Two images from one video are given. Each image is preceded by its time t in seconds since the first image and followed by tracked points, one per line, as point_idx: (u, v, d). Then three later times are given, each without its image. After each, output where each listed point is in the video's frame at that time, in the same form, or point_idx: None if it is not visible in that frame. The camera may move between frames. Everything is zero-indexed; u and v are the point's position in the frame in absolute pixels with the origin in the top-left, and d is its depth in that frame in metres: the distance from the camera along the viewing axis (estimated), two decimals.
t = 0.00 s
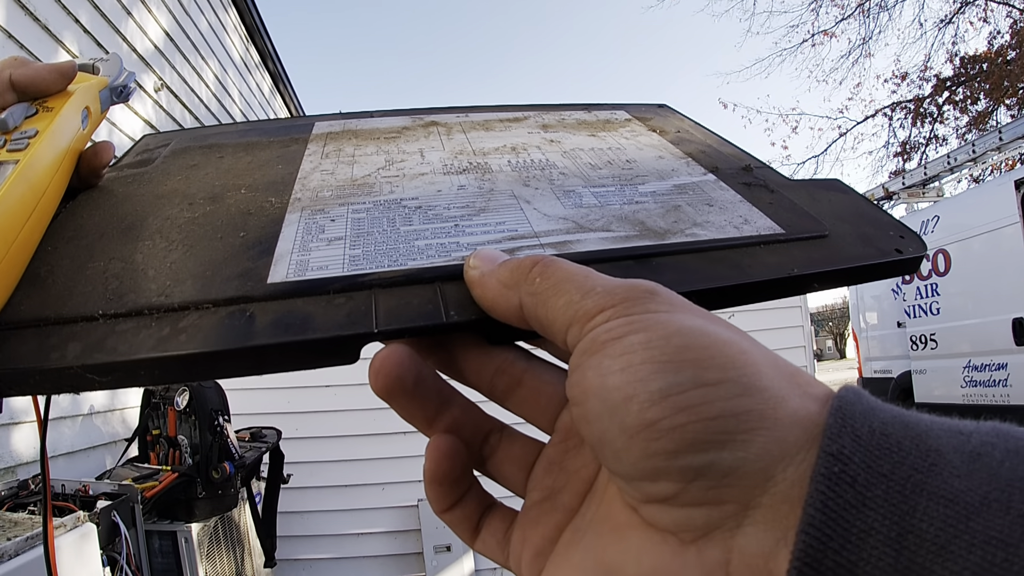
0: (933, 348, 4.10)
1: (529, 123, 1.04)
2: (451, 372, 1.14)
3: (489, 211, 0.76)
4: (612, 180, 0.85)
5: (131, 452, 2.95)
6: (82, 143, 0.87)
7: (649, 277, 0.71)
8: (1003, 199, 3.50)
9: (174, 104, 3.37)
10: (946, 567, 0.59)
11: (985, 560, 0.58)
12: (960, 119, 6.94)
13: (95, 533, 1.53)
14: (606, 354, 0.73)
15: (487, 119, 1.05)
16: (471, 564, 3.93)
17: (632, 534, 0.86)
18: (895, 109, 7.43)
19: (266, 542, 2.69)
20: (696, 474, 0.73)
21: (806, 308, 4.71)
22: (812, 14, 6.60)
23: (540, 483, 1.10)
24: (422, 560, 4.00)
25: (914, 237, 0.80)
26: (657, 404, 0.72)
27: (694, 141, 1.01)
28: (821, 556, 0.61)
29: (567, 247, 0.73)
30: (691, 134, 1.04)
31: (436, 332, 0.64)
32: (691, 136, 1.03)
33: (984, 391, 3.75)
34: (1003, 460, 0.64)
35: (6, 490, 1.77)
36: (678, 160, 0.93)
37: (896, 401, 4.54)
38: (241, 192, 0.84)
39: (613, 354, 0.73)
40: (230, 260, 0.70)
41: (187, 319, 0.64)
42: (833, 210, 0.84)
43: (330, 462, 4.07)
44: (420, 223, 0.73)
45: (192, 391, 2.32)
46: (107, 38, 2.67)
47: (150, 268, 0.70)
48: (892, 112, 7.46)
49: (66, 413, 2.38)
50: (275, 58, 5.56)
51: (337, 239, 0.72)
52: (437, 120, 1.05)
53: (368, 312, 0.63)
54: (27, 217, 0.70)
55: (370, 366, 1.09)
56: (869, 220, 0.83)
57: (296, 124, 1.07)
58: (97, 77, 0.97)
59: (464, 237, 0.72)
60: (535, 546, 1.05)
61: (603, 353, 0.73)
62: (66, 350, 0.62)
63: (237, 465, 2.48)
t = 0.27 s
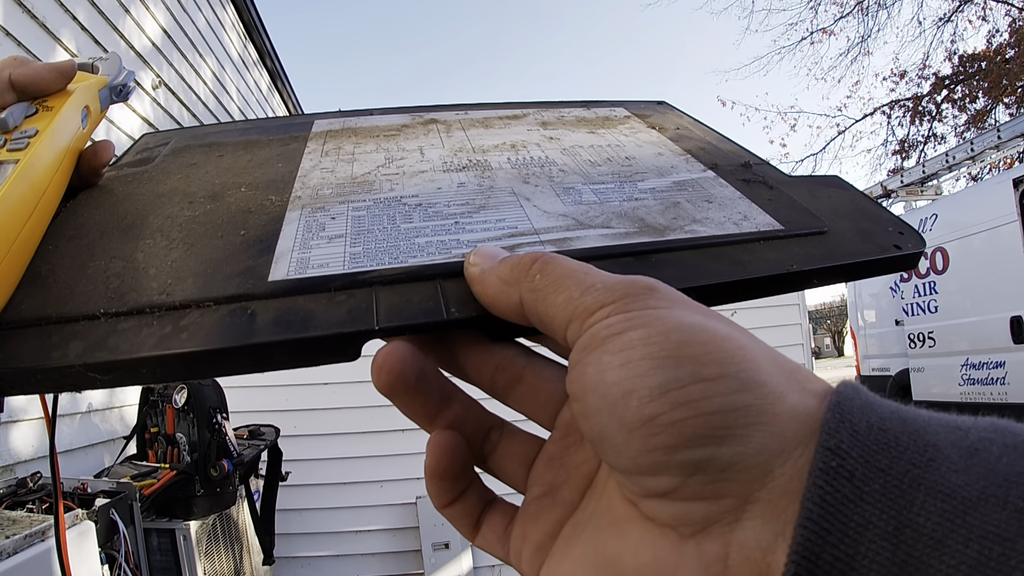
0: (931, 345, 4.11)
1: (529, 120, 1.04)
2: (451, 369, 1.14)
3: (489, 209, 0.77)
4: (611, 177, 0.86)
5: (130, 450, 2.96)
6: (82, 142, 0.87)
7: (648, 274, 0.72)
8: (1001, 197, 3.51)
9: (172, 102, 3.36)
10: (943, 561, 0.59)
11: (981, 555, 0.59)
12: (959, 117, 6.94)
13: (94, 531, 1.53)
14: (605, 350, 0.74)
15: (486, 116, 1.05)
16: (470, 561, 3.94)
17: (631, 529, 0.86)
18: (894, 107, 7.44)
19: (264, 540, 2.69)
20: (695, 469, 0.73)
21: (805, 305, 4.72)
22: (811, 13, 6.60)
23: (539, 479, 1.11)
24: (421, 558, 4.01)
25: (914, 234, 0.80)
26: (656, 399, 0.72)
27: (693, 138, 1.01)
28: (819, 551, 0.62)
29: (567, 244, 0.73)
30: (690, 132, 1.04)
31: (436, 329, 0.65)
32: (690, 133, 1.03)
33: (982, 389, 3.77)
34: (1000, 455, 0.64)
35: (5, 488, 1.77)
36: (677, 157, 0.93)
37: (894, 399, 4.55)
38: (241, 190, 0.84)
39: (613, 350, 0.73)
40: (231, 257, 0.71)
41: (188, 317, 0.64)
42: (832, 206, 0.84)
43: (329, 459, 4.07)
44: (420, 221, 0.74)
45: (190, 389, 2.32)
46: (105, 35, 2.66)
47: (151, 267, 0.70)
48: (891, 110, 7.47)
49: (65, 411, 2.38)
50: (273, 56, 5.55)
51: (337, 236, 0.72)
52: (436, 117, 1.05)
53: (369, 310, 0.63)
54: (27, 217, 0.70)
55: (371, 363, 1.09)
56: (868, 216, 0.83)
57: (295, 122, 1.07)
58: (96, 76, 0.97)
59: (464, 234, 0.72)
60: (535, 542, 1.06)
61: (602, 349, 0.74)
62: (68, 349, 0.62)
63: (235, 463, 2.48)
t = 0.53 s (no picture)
0: (929, 346, 4.12)
1: (527, 117, 1.04)
2: (449, 368, 1.14)
3: (487, 206, 0.77)
4: (610, 175, 0.85)
5: (129, 449, 2.95)
6: (80, 139, 0.87)
7: (646, 272, 0.71)
8: (999, 197, 3.51)
9: (171, 101, 3.36)
10: (941, 560, 0.59)
11: (979, 553, 0.59)
12: (958, 118, 6.95)
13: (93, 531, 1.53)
14: (603, 348, 0.73)
15: (485, 114, 1.05)
16: (469, 561, 3.94)
17: (628, 527, 0.86)
18: (893, 107, 7.45)
19: (263, 540, 2.68)
20: (693, 467, 0.73)
21: (804, 305, 4.73)
22: (811, 13, 6.60)
23: (536, 477, 1.11)
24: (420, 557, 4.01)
25: (912, 233, 0.80)
26: (653, 397, 0.72)
27: (691, 136, 1.01)
28: (816, 549, 0.62)
29: (565, 242, 0.73)
30: (689, 129, 1.04)
31: (434, 327, 0.65)
32: (688, 131, 1.03)
33: (980, 388, 3.77)
34: (998, 455, 0.64)
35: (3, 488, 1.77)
36: (676, 155, 0.93)
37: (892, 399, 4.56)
38: (239, 187, 0.84)
39: (610, 348, 0.73)
40: (229, 255, 0.71)
41: (185, 314, 0.64)
42: (831, 205, 0.84)
43: (328, 459, 4.07)
44: (418, 218, 0.74)
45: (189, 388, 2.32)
46: (104, 34, 2.66)
47: (148, 264, 0.70)
48: (890, 110, 7.47)
49: (64, 411, 2.37)
50: (272, 55, 5.55)
51: (335, 234, 0.72)
52: (435, 114, 1.05)
53: (367, 308, 0.63)
54: (26, 214, 0.70)
55: (369, 361, 1.09)
56: (867, 215, 0.83)
57: (294, 119, 1.07)
58: (94, 73, 0.96)
59: (462, 232, 0.72)
60: (532, 540, 1.06)
61: (600, 347, 0.74)
62: (66, 347, 0.62)
63: (234, 463, 2.48)
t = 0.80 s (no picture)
0: (929, 346, 4.12)
1: (526, 117, 1.04)
2: (446, 368, 1.14)
3: (484, 206, 0.76)
4: (608, 175, 0.85)
5: (129, 449, 2.95)
6: (77, 139, 0.87)
7: (644, 273, 0.71)
8: (1000, 198, 3.51)
9: (171, 100, 3.36)
10: (940, 562, 0.59)
11: (978, 555, 0.59)
12: (958, 118, 6.95)
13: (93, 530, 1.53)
14: (601, 349, 0.73)
15: (483, 113, 1.05)
16: (468, 561, 3.93)
17: (626, 528, 0.86)
18: (893, 108, 7.45)
19: (263, 539, 2.68)
20: (691, 468, 0.73)
21: (804, 306, 4.72)
22: (811, 13, 6.60)
23: (534, 478, 1.11)
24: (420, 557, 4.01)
25: (911, 233, 0.80)
26: (651, 398, 0.72)
27: (690, 135, 1.01)
28: (815, 551, 0.62)
29: (563, 243, 0.73)
30: (687, 129, 1.04)
31: (430, 328, 0.64)
32: (687, 130, 1.03)
33: (980, 389, 3.77)
34: (996, 456, 0.64)
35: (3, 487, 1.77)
36: (674, 154, 0.93)
37: (892, 399, 4.56)
38: (236, 187, 0.84)
39: (608, 349, 0.73)
40: (225, 255, 0.70)
41: (182, 316, 0.63)
42: (830, 205, 0.84)
43: (328, 458, 4.07)
44: (415, 219, 0.73)
45: (188, 387, 2.32)
46: (104, 34, 2.66)
47: (146, 265, 0.70)
48: (890, 110, 7.47)
49: (63, 410, 2.37)
50: (272, 55, 5.55)
51: (332, 234, 0.71)
52: (433, 113, 1.05)
53: (364, 309, 0.63)
54: (23, 215, 0.70)
55: (367, 361, 1.09)
56: (866, 215, 0.83)
57: (292, 118, 1.06)
58: (91, 73, 0.96)
59: (459, 233, 0.72)
60: (530, 540, 1.05)
61: (597, 348, 0.73)
62: (63, 348, 0.62)
63: (234, 462, 2.48)
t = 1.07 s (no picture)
0: (930, 347, 4.11)
1: (526, 116, 1.04)
2: (446, 370, 1.13)
3: (484, 207, 0.76)
4: (608, 175, 0.85)
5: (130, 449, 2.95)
6: (76, 138, 0.87)
7: (644, 275, 0.71)
8: (1001, 199, 3.51)
9: (172, 101, 3.36)
10: (941, 566, 0.59)
11: (978, 558, 0.58)
12: (959, 119, 6.94)
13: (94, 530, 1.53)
14: (601, 352, 0.73)
15: (484, 112, 1.04)
16: (469, 561, 3.93)
17: (626, 531, 0.86)
18: (894, 108, 7.44)
19: (264, 539, 2.68)
20: (691, 471, 0.73)
21: (805, 306, 4.72)
22: (812, 13, 6.60)
23: (533, 480, 1.10)
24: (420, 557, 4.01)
25: (912, 234, 0.80)
26: (652, 401, 0.72)
27: (691, 135, 1.01)
28: (816, 554, 0.61)
29: (562, 244, 0.72)
30: (688, 128, 1.04)
31: (429, 330, 0.64)
32: (688, 130, 1.03)
33: (981, 390, 3.76)
34: (997, 459, 0.64)
35: (4, 487, 1.77)
36: (675, 154, 0.93)
37: (893, 400, 4.56)
38: (235, 187, 0.84)
39: (608, 351, 0.72)
40: (224, 256, 0.70)
41: (181, 317, 0.63)
42: (830, 206, 0.84)
43: (328, 459, 4.07)
44: (415, 219, 0.73)
45: (190, 388, 2.32)
46: (105, 34, 2.66)
47: (145, 265, 0.70)
48: (891, 111, 7.46)
49: (65, 410, 2.37)
50: (273, 55, 5.55)
51: (331, 235, 0.71)
52: (433, 112, 1.05)
53: (363, 310, 0.63)
54: (22, 215, 0.70)
55: (366, 362, 1.09)
56: (866, 216, 0.83)
57: (292, 116, 1.06)
58: (90, 72, 0.96)
59: (458, 234, 0.72)
60: (529, 543, 1.05)
61: (598, 351, 0.73)
62: (62, 349, 0.62)
63: (235, 462, 2.48)
